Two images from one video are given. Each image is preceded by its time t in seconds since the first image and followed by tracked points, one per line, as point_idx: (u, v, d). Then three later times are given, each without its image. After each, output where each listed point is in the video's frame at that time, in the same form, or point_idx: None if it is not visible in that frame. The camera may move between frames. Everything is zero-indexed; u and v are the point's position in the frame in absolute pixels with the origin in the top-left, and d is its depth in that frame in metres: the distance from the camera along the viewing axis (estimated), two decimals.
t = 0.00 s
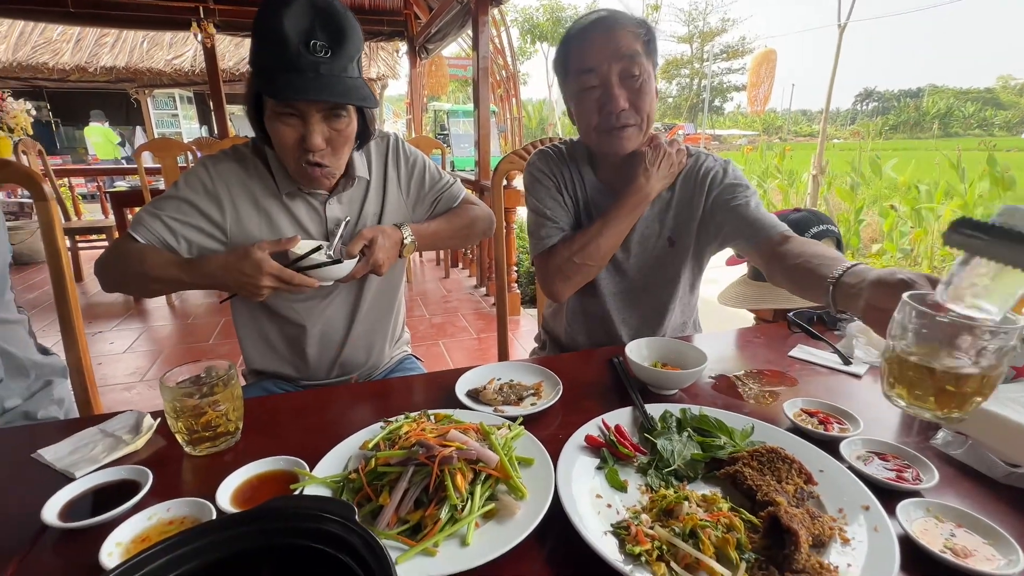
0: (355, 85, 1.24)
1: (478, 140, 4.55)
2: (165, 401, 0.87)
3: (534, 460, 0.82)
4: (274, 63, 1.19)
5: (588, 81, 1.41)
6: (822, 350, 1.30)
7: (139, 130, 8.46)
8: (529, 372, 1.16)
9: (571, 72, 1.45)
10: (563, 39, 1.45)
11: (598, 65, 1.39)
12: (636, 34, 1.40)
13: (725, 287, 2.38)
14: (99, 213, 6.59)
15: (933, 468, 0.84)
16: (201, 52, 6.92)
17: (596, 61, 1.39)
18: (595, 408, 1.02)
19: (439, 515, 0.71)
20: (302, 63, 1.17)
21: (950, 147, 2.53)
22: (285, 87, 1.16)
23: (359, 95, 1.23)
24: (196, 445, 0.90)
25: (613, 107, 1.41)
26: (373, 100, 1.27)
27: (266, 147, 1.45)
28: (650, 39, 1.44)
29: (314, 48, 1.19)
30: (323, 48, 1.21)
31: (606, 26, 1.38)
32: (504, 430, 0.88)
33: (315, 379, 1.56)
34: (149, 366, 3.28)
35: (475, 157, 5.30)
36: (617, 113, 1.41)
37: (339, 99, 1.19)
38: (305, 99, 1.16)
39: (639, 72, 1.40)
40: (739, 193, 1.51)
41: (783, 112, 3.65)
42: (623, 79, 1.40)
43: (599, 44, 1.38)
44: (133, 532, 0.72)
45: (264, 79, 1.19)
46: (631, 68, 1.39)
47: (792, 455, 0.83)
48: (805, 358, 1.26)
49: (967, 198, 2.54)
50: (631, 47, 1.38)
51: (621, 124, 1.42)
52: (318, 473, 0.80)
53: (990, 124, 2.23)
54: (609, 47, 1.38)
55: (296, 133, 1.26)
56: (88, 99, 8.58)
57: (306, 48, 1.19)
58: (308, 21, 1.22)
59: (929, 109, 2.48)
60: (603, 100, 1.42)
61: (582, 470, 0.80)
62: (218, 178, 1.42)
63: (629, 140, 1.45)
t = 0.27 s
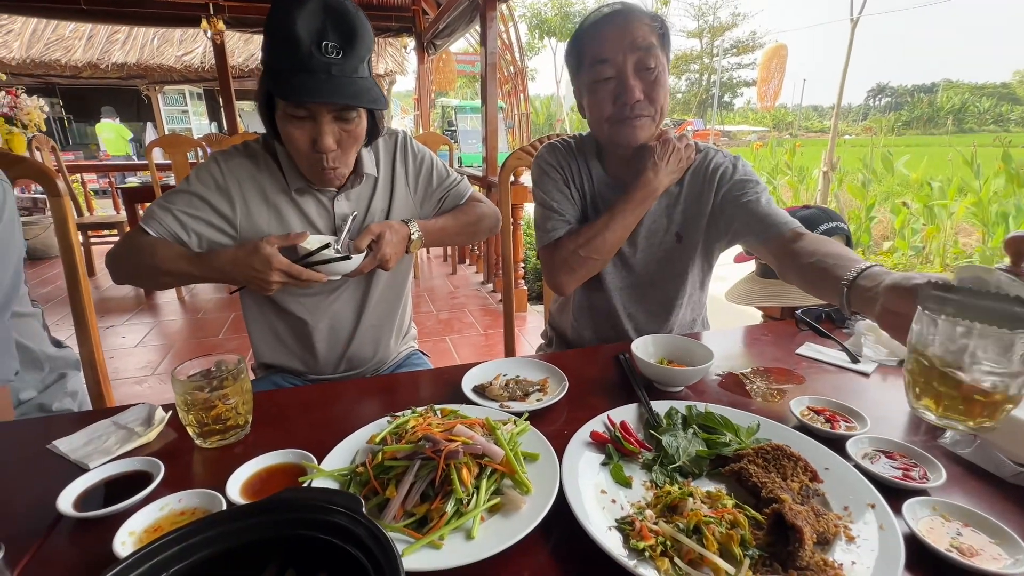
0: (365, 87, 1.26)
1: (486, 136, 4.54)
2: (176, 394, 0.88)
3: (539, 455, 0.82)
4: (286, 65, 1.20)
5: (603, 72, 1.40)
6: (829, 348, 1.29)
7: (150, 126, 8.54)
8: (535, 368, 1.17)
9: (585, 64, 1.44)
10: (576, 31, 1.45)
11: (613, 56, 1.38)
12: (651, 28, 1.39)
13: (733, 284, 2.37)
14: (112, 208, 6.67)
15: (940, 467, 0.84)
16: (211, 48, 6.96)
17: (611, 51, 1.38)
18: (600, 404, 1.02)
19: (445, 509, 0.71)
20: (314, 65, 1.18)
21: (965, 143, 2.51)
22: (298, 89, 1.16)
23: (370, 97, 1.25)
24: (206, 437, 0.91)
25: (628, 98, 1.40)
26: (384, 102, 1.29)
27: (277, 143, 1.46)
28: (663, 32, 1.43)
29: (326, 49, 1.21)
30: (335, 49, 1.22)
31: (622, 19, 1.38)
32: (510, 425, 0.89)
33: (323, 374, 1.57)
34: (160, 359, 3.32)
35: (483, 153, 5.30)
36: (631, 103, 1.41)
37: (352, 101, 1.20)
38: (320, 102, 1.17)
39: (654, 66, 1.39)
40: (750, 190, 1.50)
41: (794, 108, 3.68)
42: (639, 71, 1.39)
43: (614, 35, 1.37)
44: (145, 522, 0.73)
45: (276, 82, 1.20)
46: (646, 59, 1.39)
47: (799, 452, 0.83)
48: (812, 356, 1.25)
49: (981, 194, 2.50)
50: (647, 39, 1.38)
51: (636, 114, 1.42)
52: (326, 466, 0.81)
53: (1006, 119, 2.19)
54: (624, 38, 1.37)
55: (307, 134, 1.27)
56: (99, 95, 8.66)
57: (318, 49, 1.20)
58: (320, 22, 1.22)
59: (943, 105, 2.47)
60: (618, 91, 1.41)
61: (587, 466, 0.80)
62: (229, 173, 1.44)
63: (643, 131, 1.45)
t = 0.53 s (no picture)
0: (370, 88, 1.27)
1: (490, 135, 4.54)
2: (181, 393, 0.90)
3: (536, 455, 0.83)
4: (291, 65, 1.21)
5: (605, 72, 1.41)
6: (830, 348, 1.29)
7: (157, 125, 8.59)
8: (535, 367, 1.18)
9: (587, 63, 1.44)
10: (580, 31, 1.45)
11: (616, 55, 1.38)
12: (654, 27, 1.40)
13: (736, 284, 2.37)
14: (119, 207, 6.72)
15: (937, 468, 0.84)
16: (217, 47, 6.99)
17: (614, 51, 1.38)
18: (599, 404, 1.03)
19: (442, 507, 0.72)
20: (320, 66, 1.20)
21: (974, 141, 2.47)
22: (304, 91, 1.18)
23: (374, 99, 1.26)
24: (210, 435, 0.92)
25: (630, 97, 1.40)
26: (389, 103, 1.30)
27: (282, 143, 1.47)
28: (666, 31, 1.44)
29: (332, 50, 1.22)
30: (341, 51, 1.23)
31: (625, 19, 1.38)
32: (508, 424, 0.90)
33: (326, 372, 1.58)
34: (167, 357, 3.36)
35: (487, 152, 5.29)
36: (633, 103, 1.41)
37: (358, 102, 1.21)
38: (324, 103, 1.19)
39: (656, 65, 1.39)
40: (754, 190, 1.50)
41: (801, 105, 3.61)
42: (642, 70, 1.39)
43: (617, 34, 1.38)
44: (150, 518, 0.74)
45: (281, 82, 1.20)
46: (649, 58, 1.39)
47: (795, 453, 0.84)
48: (812, 356, 1.25)
49: (990, 193, 2.49)
50: (649, 38, 1.38)
51: (637, 114, 1.42)
52: (328, 464, 0.82)
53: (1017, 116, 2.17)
54: (627, 38, 1.37)
55: (313, 135, 1.28)
56: (106, 94, 8.69)
57: (324, 50, 1.21)
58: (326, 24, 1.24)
59: (954, 102, 2.39)
60: (620, 91, 1.41)
61: (584, 465, 0.81)
62: (234, 174, 1.45)
63: (646, 131, 1.45)
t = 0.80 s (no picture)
0: (375, 92, 1.29)
1: (493, 134, 4.54)
2: (184, 391, 0.91)
3: (534, 453, 0.84)
4: (295, 70, 1.22)
5: (603, 74, 1.42)
6: (828, 348, 1.30)
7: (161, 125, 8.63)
8: (535, 367, 1.19)
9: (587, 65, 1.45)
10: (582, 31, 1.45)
11: (614, 58, 1.39)
12: (653, 28, 1.40)
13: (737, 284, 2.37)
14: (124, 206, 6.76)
15: (931, 468, 0.85)
16: (221, 47, 7.00)
17: (612, 53, 1.39)
18: (597, 403, 1.04)
19: (440, 504, 0.74)
20: (325, 71, 1.21)
21: (979, 140, 2.49)
22: (310, 97, 1.19)
23: (380, 103, 1.28)
24: (213, 433, 0.94)
25: (627, 100, 1.41)
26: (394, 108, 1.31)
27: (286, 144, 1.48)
28: (666, 34, 1.43)
29: (337, 56, 1.23)
30: (346, 56, 1.25)
31: (625, 21, 1.38)
32: (506, 423, 0.91)
33: (329, 371, 1.60)
34: (171, 355, 3.38)
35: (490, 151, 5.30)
36: (630, 106, 1.41)
37: (364, 107, 1.23)
38: (331, 109, 1.21)
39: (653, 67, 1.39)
40: (754, 192, 1.50)
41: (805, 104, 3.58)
42: (639, 72, 1.40)
43: (616, 36, 1.38)
44: (154, 513, 0.76)
45: (286, 87, 1.21)
46: (646, 61, 1.39)
47: (790, 452, 0.85)
48: (811, 356, 1.26)
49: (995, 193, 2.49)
50: (647, 41, 1.38)
51: (634, 117, 1.42)
52: (329, 461, 0.83)
53: None
54: (626, 40, 1.38)
55: (318, 138, 1.29)
56: (112, 94, 8.74)
57: (329, 55, 1.23)
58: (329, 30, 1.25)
59: (959, 101, 2.40)
60: (617, 93, 1.42)
61: (581, 463, 0.82)
62: (238, 173, 1.47)
63: (641, 134, 1.46)
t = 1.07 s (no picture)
0: (381, 92, 1.30)
1: (493, 134, 4.54)
2: (185, 388, 0.92)
3: (532, 450, 0.85)
4: (300, 70, 1.23)
5: (597, 77, 1.42)
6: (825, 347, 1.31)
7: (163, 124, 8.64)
8: (533, 365, 1.19)
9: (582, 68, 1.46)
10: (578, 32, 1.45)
11: (608, 61, 1.40)
12: (649, 29, 1.40)
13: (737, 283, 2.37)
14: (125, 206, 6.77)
15: (926, 466, 0.85)
16: (222, 46, 7.01)
17: (607, 56, 1.39)
18: (595, 401, 1.04)
19: (439, 500, 0.74)
20: (332, 71, 1.22)
21: (980, 140, 2.52)
22: (316, 97, 1.21)
23: (386, 103, 1.28)
24: (214, 430, 0.95)
25: (619, 104, 1.42)
26: (400, 107, 1.33)
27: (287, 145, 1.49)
28: (661, 36, 1.43)
29: (344, 56, 1.24)
30: (351, 56, 1.26)
31: (621, 22, 1.38)
32: (505, 421, 0.91)
33: (328, 370, 1.61)
34: (172, 354, 3.39)
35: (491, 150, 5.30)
36: (622, 110, 1.42)
37: (370, 107, 1.24)
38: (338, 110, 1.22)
39: (647, 68, 1.39)
40: (750, 193, 1.50)
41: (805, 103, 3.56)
42: (632, 73, 1.40)
43: (610, 39, 1.38)
44: (155, 509, 0.77)
45: (292, 87, 1.23)
46: (638, 65, 1.39)
47: (786, 450, 0.85)
48: (808, 355, 1.27)
49: (995, 192, 2.50)
50: (640, 44, 1.38)
51: (626, 121, 1.43)
52: (328, 458, 0.84)
53: None
54: (622, 43, 1.38)
55: (324, 138, 1.30)
56: (113, 93, 8.75)
57: (336, 56, 1.24)
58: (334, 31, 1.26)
59: (960, 101, 2.43)
60: (610, 96, 1.43)
61: (579, 461, 0.83)
62: (239, 174, 1.47)
63: (635, 137, 1.46)
